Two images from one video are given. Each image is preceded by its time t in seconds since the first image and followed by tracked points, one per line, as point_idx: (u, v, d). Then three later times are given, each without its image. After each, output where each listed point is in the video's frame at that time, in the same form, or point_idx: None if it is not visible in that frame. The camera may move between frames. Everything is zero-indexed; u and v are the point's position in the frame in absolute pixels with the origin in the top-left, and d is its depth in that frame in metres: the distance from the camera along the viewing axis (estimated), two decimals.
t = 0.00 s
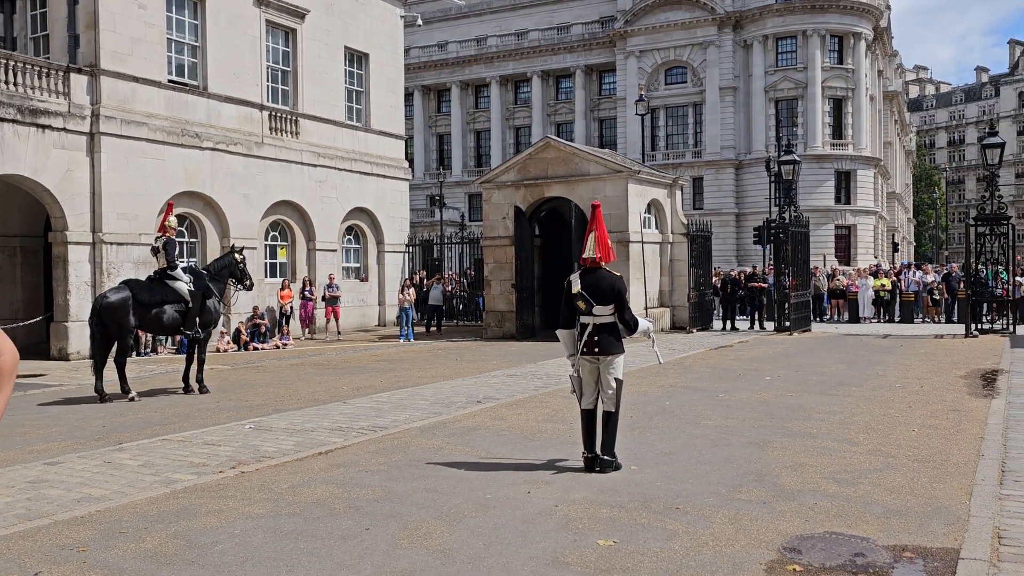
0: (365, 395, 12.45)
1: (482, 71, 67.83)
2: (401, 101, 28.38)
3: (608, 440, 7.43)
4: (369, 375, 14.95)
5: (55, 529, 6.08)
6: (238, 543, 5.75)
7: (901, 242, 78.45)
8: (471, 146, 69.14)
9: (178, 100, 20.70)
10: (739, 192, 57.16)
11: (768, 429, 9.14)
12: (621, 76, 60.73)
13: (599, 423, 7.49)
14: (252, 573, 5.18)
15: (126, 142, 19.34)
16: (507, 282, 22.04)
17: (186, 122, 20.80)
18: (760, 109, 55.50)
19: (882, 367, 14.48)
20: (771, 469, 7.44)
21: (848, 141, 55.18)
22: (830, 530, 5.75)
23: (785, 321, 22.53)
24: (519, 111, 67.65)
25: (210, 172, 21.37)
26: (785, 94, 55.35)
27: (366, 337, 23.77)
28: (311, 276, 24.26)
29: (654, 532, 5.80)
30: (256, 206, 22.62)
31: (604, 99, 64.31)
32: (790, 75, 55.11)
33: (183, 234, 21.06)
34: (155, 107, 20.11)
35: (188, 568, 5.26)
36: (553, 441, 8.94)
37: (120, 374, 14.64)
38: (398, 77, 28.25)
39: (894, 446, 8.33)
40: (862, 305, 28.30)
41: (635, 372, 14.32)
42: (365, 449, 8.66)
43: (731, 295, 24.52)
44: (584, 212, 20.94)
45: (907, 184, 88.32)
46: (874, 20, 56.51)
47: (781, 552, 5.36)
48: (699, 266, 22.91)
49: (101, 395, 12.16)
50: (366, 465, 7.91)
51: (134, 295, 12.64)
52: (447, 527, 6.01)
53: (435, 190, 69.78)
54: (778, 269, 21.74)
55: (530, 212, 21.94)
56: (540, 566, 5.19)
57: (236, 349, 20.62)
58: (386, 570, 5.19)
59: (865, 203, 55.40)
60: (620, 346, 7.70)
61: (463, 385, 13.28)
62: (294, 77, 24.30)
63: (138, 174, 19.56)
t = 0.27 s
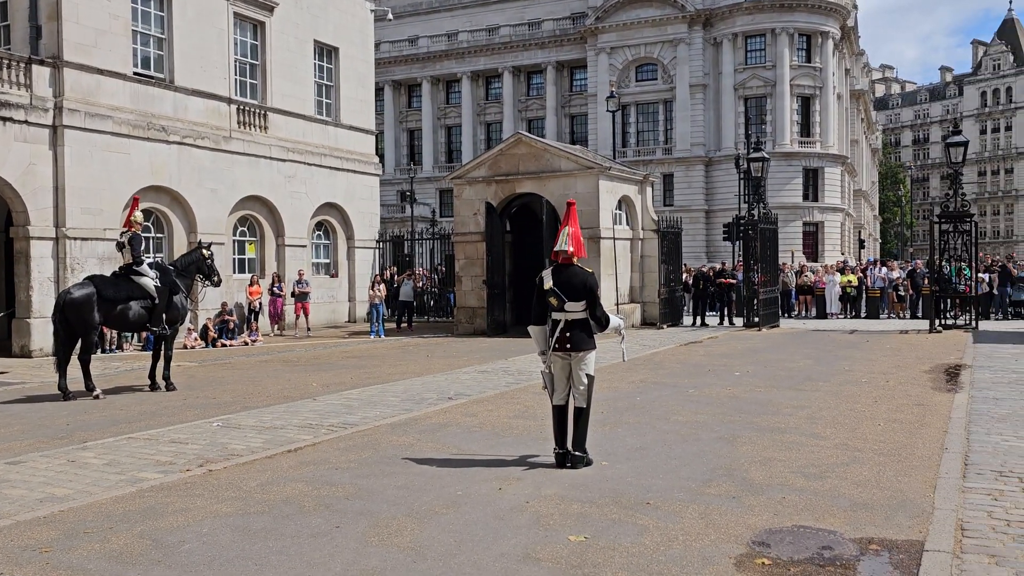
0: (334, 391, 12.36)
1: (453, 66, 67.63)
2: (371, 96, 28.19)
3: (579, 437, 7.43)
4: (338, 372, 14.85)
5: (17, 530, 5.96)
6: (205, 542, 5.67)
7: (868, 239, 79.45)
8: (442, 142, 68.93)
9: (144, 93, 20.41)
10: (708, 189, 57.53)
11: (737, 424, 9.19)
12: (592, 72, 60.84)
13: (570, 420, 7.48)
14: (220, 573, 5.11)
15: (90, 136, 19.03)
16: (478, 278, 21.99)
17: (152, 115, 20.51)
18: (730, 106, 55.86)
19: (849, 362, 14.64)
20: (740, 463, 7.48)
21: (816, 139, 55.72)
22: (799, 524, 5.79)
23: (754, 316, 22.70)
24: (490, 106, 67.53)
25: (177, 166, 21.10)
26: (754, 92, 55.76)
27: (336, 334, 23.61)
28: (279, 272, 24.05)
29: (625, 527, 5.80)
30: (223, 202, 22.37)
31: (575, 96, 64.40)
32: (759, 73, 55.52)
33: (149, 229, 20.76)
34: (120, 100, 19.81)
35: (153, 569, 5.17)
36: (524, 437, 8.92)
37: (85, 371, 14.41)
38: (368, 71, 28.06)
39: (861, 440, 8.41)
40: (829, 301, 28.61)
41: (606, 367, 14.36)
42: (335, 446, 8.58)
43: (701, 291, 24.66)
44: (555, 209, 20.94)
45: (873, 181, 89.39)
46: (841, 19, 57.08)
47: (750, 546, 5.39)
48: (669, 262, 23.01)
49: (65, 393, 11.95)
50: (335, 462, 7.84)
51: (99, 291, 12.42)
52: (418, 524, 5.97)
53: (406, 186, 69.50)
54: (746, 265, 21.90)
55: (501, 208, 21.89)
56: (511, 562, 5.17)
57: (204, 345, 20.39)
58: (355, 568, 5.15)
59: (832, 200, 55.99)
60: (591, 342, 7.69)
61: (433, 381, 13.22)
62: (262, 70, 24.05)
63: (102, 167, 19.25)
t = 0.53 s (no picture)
0: (302, 389, 12.25)
1: (422, 61, 67.36)
2: (339, 91, 27.98)
3: (548, 433, 7.42)
4: (306, 369, 14.72)
5: None
6: (169, 542, 5.59)
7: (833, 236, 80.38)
8: (411, 137, 68.62)
9: (106, 86, 20.08)
10: (677, 186, 57.87)
11: (705, 420, 9.23)
12: (562, 69, 60.90)
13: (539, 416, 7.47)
14: (183, 573, 5.03)
15: (50, 129, 18.69)
16: (447, 275, 21.91)
17: (114, 108, 20.19)
18: (698, 104, 56.20)
19: (815, 358, 14.78)
20: (707, 459, 7.52)
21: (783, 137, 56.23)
22: (765, 519, 5.83)
23: (722, 313, 22.86)
24: (459, 102, 67.34)
25: (141, 160, 20.79)
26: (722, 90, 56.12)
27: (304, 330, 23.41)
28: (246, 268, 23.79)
29: (594, 523, 5.80)
30: (189, 197, 22.08)
31: (545, 92, 64.43)
32: (727, 71, 55.89)
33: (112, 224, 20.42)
34: (81, 92, 19.48)
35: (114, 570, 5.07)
36: (493, 434, 8.90)
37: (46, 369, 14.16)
38: (336, 66, 27.84)
39: (826, 435, 8.49)
40: (795, 298, 28.91)
41: (575, 364, 14.38)
42: (302, 444, 8.49)
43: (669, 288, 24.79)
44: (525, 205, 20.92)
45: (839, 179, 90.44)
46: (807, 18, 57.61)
47: (716, 540, 5.41)
48: (638, 259, 23.10)
49: (24, 392, 11.72)
50: (303, 460, 7.77)
51: (59, 287, 12.20)
52: (385, 522, 5.92)
53: (375, 181, 69.13)
54: (714, 262, 22.04)
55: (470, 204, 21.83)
56: (479, 560, 5.15)
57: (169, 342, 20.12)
58: (322, 567, 5.10)
59: (798, 198, 56.54)
60: (561, 338, 7.70)
61: (402, 378, 13.15)
62: (228, 64, 23.77)
63: (64, 161, 18.92)
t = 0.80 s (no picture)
0: (270, 387, 12.13)
1: (392, 57, 67.03)
2: (308, 86, 27.74)
3: (520, 430, 7.39)
4: (275, 367, 14.58)
5: None
6: (133, 543, 5.49)
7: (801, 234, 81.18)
8: (382, 134, 68.27)
9: (69, 80, 19.76)
10: (647, 184, 58.13)
11: (674, 417, 9.26)
12: (533, 66, 60.90)
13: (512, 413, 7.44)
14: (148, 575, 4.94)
15: (11, 123, 18.35)
16: (417, 272, 21.81)
17: (77, 102, 19.87)
18: (668, 102, 56.47)
19: (783, 354, 14.91)
20: (677, 455, 7.54)
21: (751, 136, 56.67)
22: (734, 514, 5.85)
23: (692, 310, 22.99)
24: (430, 98, 67.11)
25: (105, 155, 20.48)
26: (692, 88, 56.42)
27: (272, 328, 23.19)
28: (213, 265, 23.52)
29: (565, 520, 5.79)
30: (154, 193, 21.79)
31: (515, 90, 64.40)
32: (697, 70, 56.20)
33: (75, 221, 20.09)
34: (43, 86, 19.16)
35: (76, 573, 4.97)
36: (463, 432, 8.86)
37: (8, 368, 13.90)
38: (305, 61, 27.61)
39: (794, 431, 8.55)
40: (763, 295, 29.17)
41: (546, 361, 14.37)
42: (270, 443, 8.40)
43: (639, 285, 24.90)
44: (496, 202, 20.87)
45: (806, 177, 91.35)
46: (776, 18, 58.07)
47: (686, 536, 5.42)
48: (608, 256, 23.17)
49: None
50: (271, 459, 7.68)
51: (21, 283, 11.97)
52: (354, 521, 5.87)
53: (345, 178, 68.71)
54: (684, 259, 22.16)
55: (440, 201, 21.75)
56: (450, 558, 5.11)
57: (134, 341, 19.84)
58: (291, 567, 5.03)
59: (766, 196, 57.03)
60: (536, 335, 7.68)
61: (372, 376, 13.07)
62: (194, 58, 23.48)
63: (25, 156, 18.59)
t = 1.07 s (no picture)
0: (242, 386, 12.01)
1: (365, 55, 66.70)
2: (280, 83, 27.52)
3: (495, 428, 7.36)
4: (247, 366, 14.45)
5: None
6: (101, 546, 5.40)
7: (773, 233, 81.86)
8: (355, 132, 67.92)
9: (35, 75, 19.45)
10: (621, 183, 58.33)
11: (648, 415, 9.28)
12: (506, 65, 60.88)
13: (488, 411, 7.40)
14: None
15: None
16: (391, 271, 21.69)
17: (44, 98, 19.56)
18: (641, 102, 56.68)
19: (756, 353, 15.00)
20: (651, 454, 7.55)
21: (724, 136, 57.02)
22: (707, 512, 5.87)
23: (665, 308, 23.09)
24: (403, 97, 66.87)
25: (72, 152, 20.18)
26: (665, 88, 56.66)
27: (244, 327, 22.98)
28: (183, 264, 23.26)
29: (539, 519, 5.77)
30: (123, 190, 21.51)
31: (489, 88, 64.34)
32: (670, 70, 56.45)
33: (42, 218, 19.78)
34: (8, 81, 18.84)
35: None
36: (437, 431, 8.82)
37: None
38: (278, 58, 27.38)
39: (767, 428, 8.60)
40: (736, 294, 29.36)
41: (520, 360, 14.36)
42: (241, 443, 8.31)
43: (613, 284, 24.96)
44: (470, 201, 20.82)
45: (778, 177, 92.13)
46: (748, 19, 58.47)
47: (660, 534, 5.43)
48: (582, 255, 23.20)
49: None
50: (243, 460, 7.60)
51: None
52: (327, 522, 5.81)
53: (318, 176, 68.29)
54: (657, 258, 22.24)
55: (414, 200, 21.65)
56: (423, 558, 5.08)
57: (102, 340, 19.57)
58: (262, 569, 4.98)
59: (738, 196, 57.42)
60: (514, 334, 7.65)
61: (345, 375, 12.98)
62: (164, 54, 23.21)
63: None
